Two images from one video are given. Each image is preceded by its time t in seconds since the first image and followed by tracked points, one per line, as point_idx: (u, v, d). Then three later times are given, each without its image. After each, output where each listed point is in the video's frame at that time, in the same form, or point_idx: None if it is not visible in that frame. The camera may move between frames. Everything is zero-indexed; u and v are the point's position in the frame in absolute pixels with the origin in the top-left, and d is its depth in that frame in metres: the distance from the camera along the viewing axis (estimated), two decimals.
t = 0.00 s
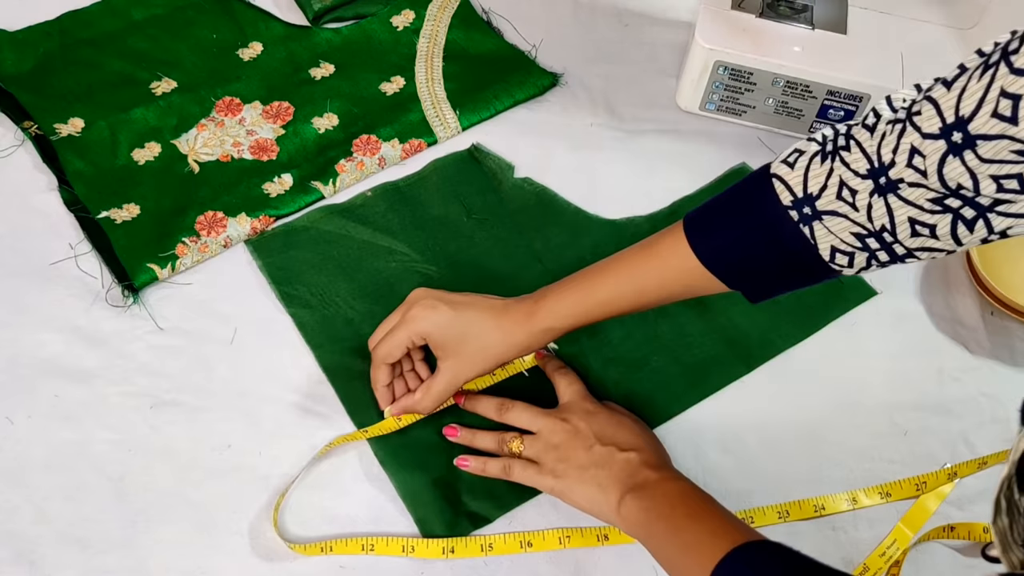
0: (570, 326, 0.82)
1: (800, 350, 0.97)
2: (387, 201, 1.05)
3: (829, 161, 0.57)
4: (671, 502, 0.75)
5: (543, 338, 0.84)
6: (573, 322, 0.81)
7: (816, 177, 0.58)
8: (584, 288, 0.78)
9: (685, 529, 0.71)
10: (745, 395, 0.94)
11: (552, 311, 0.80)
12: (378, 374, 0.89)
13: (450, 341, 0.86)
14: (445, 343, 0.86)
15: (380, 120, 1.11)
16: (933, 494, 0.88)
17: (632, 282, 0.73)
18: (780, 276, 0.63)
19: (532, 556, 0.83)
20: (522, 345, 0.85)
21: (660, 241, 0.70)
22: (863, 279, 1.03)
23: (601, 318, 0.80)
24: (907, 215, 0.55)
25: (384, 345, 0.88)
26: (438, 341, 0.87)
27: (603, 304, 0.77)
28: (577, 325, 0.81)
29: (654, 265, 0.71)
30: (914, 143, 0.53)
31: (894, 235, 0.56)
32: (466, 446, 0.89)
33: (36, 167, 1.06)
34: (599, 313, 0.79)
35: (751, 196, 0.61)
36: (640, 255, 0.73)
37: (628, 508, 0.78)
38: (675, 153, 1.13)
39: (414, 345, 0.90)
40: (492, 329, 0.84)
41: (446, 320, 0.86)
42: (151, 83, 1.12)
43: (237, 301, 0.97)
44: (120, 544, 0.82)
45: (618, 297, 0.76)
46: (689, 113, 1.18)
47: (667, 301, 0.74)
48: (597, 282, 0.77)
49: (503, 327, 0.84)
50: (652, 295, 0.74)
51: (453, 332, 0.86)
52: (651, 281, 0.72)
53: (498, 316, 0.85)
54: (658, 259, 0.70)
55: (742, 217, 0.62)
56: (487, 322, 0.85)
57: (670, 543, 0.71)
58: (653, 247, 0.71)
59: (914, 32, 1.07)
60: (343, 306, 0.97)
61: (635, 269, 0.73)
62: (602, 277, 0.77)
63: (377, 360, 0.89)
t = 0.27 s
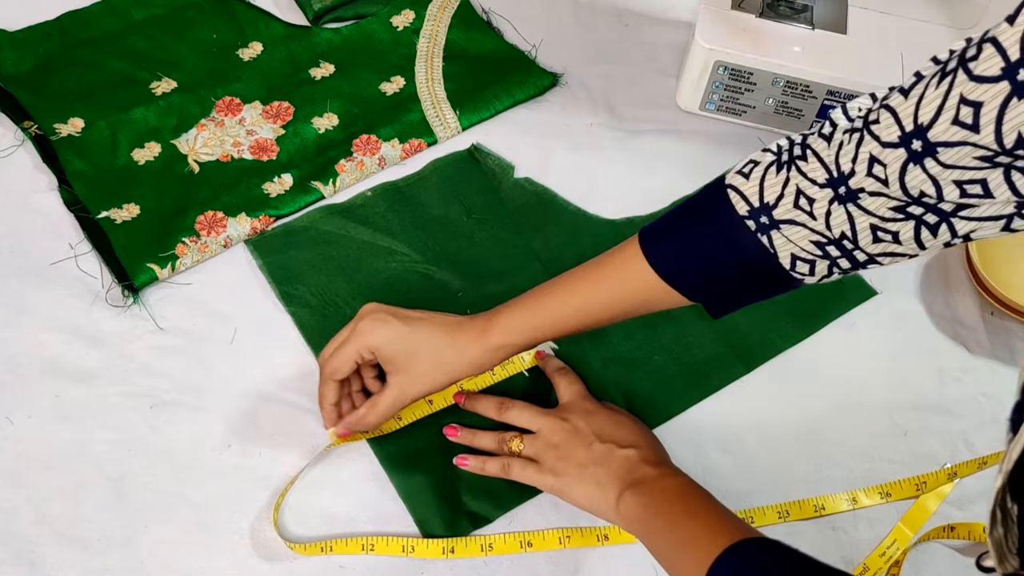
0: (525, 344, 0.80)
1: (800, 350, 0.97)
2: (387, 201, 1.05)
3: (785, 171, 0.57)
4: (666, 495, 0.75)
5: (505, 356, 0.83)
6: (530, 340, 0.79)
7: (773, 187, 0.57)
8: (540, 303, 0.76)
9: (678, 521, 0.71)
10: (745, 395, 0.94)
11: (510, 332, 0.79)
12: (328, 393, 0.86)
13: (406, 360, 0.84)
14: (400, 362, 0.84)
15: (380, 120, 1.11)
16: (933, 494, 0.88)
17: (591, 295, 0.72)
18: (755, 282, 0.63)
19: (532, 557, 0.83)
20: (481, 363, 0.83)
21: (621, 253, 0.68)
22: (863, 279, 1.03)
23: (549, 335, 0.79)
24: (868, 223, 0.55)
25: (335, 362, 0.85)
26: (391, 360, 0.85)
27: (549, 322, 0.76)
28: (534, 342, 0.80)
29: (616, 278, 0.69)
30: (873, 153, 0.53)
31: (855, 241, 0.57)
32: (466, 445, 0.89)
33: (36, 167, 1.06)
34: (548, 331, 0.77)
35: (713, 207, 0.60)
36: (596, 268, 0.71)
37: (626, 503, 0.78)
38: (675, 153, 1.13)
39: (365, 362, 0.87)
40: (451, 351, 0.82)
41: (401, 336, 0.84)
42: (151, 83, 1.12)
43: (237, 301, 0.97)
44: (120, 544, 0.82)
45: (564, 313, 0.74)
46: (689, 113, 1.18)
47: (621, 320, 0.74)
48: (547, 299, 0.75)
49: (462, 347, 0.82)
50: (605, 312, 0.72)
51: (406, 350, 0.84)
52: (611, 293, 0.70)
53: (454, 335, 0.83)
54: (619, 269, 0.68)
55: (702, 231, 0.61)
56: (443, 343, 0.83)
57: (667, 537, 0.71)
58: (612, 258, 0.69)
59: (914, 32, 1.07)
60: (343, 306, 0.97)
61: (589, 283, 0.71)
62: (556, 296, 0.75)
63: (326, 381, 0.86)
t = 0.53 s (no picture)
0: (567, 264, 0.81)
1: (800, 351, 0.97)
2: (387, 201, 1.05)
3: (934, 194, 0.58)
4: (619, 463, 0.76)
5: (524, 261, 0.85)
6: (559, 254, 0.82)
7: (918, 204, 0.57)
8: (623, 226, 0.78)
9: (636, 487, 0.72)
10: (745, 395, 0.94)
11: (603, 235, 0.79)
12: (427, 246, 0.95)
13: (481, 222, 0.87)
14: (492, 244, 0.87)
15: (380, 120, 1.11)
16: (933, 494, 0.88)
17: (682, 249, 0.73)
18: (842, 306, 0.62)
19: (532, 557, 0.83)
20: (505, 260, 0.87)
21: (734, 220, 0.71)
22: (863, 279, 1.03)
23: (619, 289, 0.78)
24: (986, 260, 0.55)
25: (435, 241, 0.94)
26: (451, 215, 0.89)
27: (616, 249, 0.77)
28: (569, 267, 0.81)
29: (716, 240, 0.71)
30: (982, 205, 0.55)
31: (966, 282, 0.56)
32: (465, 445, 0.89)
33: (36, 167, 1.06)
34: (609, 264, 0.78)
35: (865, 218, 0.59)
36: (679, 224, 0.74)
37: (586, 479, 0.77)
38: (675, 154, 1.13)
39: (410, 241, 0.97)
40: (536, 228, 0.83)
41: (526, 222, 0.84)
42: (151, 83, 1.12)
43: (236, 301, 0.97)
44: (120, 544, 0.82)
45: (639, 253, 0.76)
46: (689, 113, 1.17)
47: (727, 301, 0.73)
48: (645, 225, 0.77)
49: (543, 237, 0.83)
50: (717, 285, 0.72)
51: (509, 228, 0.85)
52: (723, 253, 0.70)
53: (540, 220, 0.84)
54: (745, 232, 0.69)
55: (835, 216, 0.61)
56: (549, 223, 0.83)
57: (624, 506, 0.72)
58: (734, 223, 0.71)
59: (914, 32, 1.07)
60: (343, 305, 0.96)
61: (690, 248, 0.72)
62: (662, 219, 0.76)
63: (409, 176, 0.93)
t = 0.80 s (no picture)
0: (907, 343, 0.69)
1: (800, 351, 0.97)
2: (387, 200, 1.04)
3: None
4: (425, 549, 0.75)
5: (848, 343, 0.72)
6: (892, 330, 0.70)
7: None
8: (933, 308, 0.69)
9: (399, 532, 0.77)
10: (745, 395, 0.94)
11: (894, 316, 0.71)
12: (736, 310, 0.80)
13: (807, 301, 0.75)
14: (815, 334, 0.75)
15: (380, 120, 1.11)
16: (933, 494, 0.88)
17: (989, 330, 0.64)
18: None
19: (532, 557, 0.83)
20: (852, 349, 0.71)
21: None
22: (863, 279, 1.03)
23: (956, 379, 0.65)
24: None
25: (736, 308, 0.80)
26: (783, 307, 0.77)
27: (940, 332, 0.67)
28: (906, 346, 0.69)
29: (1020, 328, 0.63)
30: None
31: None
32: (465, 445, 0.88)
33: (36, 167, 1.06)
34: (943, 347, 0.66)
35: None
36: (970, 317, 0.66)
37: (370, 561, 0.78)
38: (675, 154, 1.13)
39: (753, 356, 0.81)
40: (863, 313, 0.72)
41: (845, 296, 0.73)
42: (151, 83, 1.12)
43: (236, 301, 0.97)
44: (120, 544, 0.82)
45: (953, 337, 0.66)
46: (689, 113, 1.17)
47: None
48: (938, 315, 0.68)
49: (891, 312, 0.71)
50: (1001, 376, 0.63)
51: (822, 305, 0.74)
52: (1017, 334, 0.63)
53: (868, 302, 0.73)
54: None
55: None
56: (875, 305, 0.72)
57: None
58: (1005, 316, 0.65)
59: (914, 32, 1.07)
60: (343, 305, 0.96)
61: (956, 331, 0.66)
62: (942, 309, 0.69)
63: (737, 282, 0.79)
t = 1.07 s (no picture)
0: (943, 468, 0.71)
1: (800, 350, 0.97)
2: (388, 200, 1.04)
3: None
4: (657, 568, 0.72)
5: (891, 483, 0.73)
6: (933, 460, 0.72)
7: None
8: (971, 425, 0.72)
9: None
10: (745, 395, 0.94)
11: (931, 446, 0.72)
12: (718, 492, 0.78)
13: (837, 450, 0.76)
14: (853, 483, 0.76)
15: (380, 120, 1.11)
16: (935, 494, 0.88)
17: None
18: None
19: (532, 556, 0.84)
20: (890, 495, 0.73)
21: None
22: (863, 279, 1.03)
23: (1004, 492, 0.68)
24: None
25: (746, 466, 0.79)
26: (802, 463, 0.77)
27: (987, 454, 0.69)
28: (943, 472, 0.71)
29: None
30: None
31: None
32: (465, 445, 0.88)
33: (36, 167, 1.06)
34: (987, 470, 0.68)
35: None
36: None
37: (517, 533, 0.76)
38: (675, 154, 1.13)
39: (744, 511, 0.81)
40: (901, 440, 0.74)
41: (866, 435, 0.75)
42: (151, 83, 1.12)
43: (236, 301, 0.97)
44: (120, 544, 0.82)
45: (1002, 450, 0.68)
46: (689, 113, 1.17)
47: None
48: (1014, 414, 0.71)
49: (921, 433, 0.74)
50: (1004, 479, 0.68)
51: (855, 450, 0.75)
52: None
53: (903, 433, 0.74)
54: None
55: None
56: (903, 434, 0.74)
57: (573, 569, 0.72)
58: None
59: (915, 32, 1.07)
60: (343, 305, 0.96)
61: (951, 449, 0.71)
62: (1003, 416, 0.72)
63: (745, 446, 0.76)
